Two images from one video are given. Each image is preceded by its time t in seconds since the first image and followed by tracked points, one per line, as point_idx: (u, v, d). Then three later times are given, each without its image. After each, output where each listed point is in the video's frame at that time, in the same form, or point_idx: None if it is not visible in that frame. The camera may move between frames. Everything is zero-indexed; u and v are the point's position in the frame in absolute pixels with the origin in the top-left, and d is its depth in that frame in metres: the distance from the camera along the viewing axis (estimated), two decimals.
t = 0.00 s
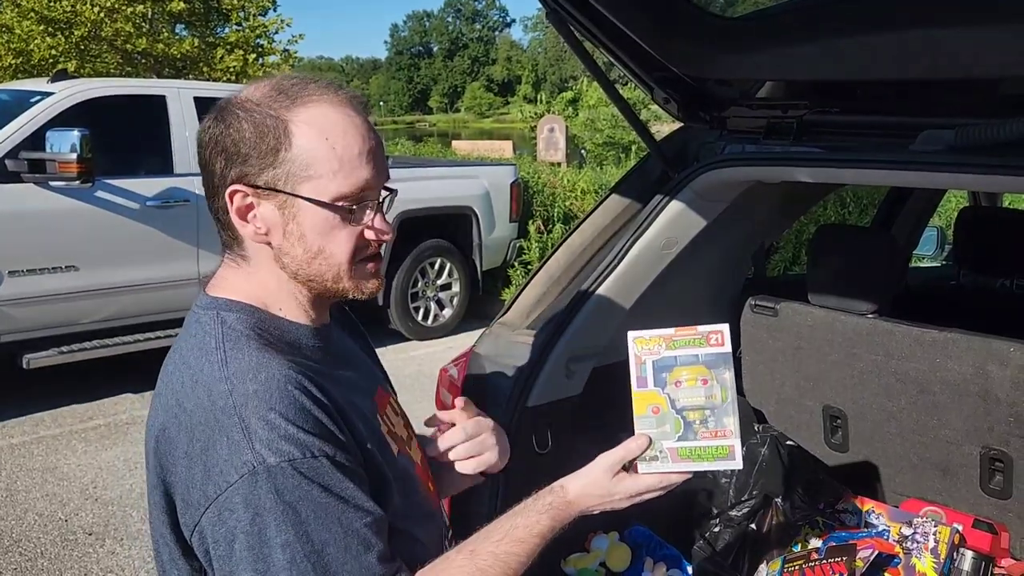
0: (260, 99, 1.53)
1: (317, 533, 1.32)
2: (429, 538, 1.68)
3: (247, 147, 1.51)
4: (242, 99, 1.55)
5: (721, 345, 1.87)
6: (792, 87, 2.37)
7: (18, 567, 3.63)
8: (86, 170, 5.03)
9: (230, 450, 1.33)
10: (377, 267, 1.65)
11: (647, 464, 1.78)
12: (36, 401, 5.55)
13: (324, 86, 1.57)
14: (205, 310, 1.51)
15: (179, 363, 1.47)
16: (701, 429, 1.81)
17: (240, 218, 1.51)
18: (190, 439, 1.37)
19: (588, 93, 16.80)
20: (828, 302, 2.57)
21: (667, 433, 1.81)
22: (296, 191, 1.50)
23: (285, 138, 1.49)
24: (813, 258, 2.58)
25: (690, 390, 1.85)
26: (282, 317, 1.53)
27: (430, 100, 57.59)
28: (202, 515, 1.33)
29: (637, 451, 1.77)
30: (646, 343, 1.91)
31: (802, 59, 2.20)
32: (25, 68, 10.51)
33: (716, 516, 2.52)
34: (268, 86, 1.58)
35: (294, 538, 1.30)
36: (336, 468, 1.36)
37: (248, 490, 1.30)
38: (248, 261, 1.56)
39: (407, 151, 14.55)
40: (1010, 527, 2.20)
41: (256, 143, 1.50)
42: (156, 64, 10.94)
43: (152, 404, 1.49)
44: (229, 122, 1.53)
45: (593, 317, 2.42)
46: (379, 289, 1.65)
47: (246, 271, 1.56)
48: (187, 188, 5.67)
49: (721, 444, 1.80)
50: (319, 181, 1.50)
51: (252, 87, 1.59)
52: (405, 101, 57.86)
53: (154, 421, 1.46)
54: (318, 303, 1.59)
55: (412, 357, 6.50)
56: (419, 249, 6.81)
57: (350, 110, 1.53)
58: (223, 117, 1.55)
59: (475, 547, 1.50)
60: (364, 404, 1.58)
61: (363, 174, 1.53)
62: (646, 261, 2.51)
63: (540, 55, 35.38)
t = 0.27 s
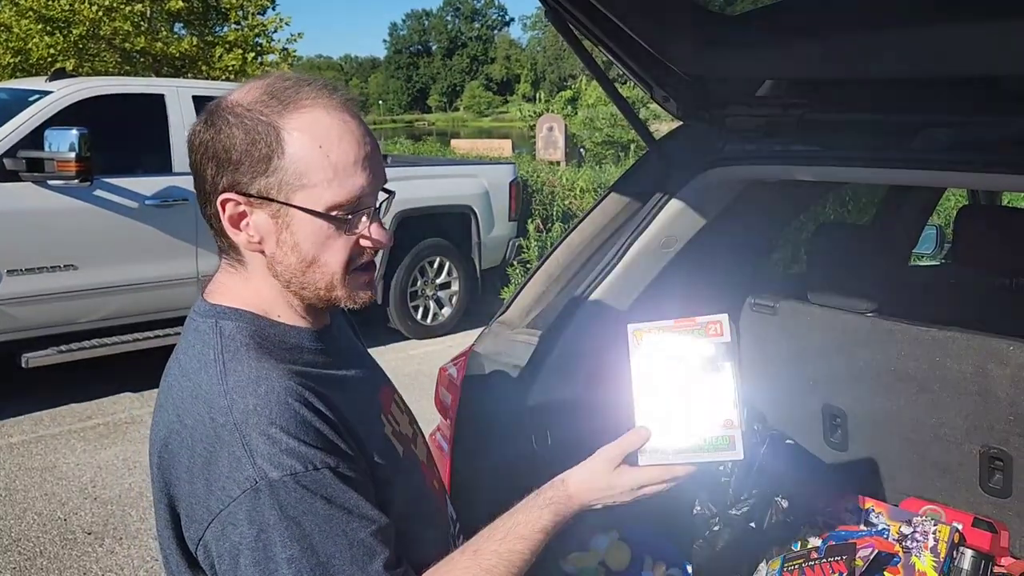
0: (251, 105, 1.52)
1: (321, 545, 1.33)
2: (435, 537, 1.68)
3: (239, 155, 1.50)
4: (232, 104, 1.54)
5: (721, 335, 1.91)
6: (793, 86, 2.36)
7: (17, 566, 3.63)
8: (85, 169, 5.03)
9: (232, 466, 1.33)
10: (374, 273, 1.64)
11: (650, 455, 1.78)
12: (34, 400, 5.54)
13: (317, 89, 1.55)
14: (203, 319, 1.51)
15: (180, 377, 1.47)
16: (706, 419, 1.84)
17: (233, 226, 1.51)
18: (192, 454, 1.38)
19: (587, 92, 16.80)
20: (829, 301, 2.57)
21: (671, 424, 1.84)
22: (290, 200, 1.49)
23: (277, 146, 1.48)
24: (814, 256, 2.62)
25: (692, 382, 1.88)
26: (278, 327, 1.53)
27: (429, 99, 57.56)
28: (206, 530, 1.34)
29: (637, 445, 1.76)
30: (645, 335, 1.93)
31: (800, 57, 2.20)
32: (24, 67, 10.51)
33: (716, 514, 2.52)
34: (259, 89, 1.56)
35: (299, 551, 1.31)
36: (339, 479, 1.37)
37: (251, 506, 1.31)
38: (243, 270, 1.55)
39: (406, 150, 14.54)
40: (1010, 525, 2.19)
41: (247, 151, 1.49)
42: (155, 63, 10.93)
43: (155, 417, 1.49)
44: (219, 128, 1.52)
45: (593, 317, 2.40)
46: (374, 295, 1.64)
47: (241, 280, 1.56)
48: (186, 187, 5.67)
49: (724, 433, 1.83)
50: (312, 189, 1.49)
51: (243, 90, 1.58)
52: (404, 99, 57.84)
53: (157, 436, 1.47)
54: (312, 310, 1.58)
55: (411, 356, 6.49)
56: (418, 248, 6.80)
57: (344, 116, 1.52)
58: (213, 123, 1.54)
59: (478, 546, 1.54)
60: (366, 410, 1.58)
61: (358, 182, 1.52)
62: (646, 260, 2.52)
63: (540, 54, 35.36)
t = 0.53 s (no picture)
0: (267, 103, 1.52)
1: (334, 543, 1.33)
2: (440, 536, 1.67)
3: (254, 152, 1.50)
4: (248, 102, 1.54)
5: (720, 329, 1.93)
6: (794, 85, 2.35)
7: (16, 566, 3.62)
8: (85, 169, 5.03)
9: (247, 463, 1.33)
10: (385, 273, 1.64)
11: (651, 450, 1.79)
12: (34, 400, 5.54)
13: (332, 88, 1.56)
14: (214, 317, 1.50)
15: (190, 373, 1.46)
16: (704, 413, 1.83)
17: (247, 223, 1.51)
18: (205, 451, 1.37)
19: (587, 92, 16.80)
20: (829, 300, 2.57)
21: (671, 418, 1.83)
22: (304, 198, 1.49)
23: (293, 144, 1.48)
24: (813, 256, 2.59)
25: (692, 376, 1.89)
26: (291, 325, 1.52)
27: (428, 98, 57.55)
28: (219, 527, 1.33)
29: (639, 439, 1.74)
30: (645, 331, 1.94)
31: (800, 57, 2.20)
32: (23, 66, 10.50)
33: (716, 514, 2.55)
34: (274, 88, 1.56)
35: (313, 549, 1.31)
36: (353, 477, 1.38)
37: (267, 504, 1.30)
38: (255, 268, 1.55)
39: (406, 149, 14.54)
40: (1010, 524, 2.19)
41: (263, 148, 1.49)
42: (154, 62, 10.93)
43: (164, 413, 1.48)
44: (235, 125, 1.52)
45: (591, 318, 2.41)
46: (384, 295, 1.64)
47: (252, 278, 1.55)
48: (185, 187, 5.66)
49: (723, 427, 1.83)
50: (327, 187, 1.49)
51: (257, 89, 1.58)
52: (404, 99, 57.82)
53: (167, 431, 1.46)
54: (324, 309, 1.58)
55: (411, 356, 6.49)
56: (418, 247, 6.80)
57: (359, 115, 1.52)
58: (228, 121, 1.54)
59: (483, 545, 1.53)
60: (376, 409, 1.58)
61: (373, 181, 1.53)
62: (646, 260, 2.52)
63: (539, 53, 35.34)
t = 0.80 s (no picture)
0: (272, 97, 1.52)
1: (338, 540, 1.33)
2: (443, 535, 1.67)
3: (260, 146, 1.50)
4: (253, 97, 1.54)
5: (718, 329, 1.91)
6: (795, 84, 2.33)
7: (18, 566, 3.63)
8: (86, 169, 5.03)
9: (252, 459, 1.32)
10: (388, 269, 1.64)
11: (647, 448, 1.78)
12: (36, 400, 5.55)
13: (336, 83, 1.56)
14: (219, 316, 1.51)
15: (195, 370, 1.46)
16: (701, 412, 1.82)
17: (252, 217, 1.51)
18: (210, 447, 1.36)
19: (588, 92, 16.80)
20: (830, 300, 2.58)
21: (667, 416, 1.82)
22: (309, 191, 1.49)
23: (298, 137, 1.48)
24: (815, 257, 2.59)
25: (689, 375, 1.87)
26: (295, 321, 1.52)
27: (429, 99, 57.56)
28: (224, 524, 1.33)
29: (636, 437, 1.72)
30: (644, 329, 1.93)
31: (803, 57, 2.20)
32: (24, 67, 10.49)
33: (717, 514, 2.55)
34: (279, 84, 1.56)
35: (317, 546, 1.31)
36: (356, 475, 1.38)
37: (271, 500, 1.30)
38: (260, 263, 1.55)
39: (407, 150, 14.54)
40: (1013, 524, 2.20)
41: (268, 142, 1.49)
42: (155, 63, 10.93)
43: (168, 411, 1.47)
44: (240, 120, 1.52)
45: (593, 319, 2.40)
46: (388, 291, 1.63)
47: (257, 273, 1.55)
48: (187, 187, 5.66)
49: (719, 426, 1.82)
50: (332, 181, 1.49)
51: (262, 85, 1.58)
52: (405, 99, 57.84)
53: (170, 428, 1.45)
54: (327, 304, 1.57)
55: (412, 356, 6.49)
56: (420, 248, 6.80)
57: (364, 109, 1.53)
58: (234, 115, 1.54)
59: (483, 542, 1.51)
60: (379, 408, 1.58)
61: (376, 175, 1.53)
62: (647, 260, 2.50)
63: (540, 54, 35.35)
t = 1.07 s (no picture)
0: (270, 95, 1.53)
1: (327, 536, 1.32)
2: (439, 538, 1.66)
3: (257, 144, 1.50)
4: (250, 95, 1.54)
5: (709, 324, 1.89)
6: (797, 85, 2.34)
7: (22, 567, 3.63)
8: (90, 170, 5.04)
9: (242, 454, 1.32)
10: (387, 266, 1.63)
11: (635, 443, 1.74)
12: (39, 401, 5.56)
13: (334, 82, 1.56)
14: (218, 313, 1.52)
15: (192, 367, 1.47)
16: (689, 407, 1.80)
17: (249, 214, 1.51)
18: (202, 442, 1.37)
19: (590, 92, 16.79)
20: (831, 300, 2.58)
21: (656, 411, 1.80)
22: (306, 188, 1.50)
23: (296, 135, 1.49)
24: (818, 257, 2.60)
25: (677, 369, 1.85)
26: (293, 318, 1.53)
27: (432, 100, 57.60)
28: (214, 519, 1.32)
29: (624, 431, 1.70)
30: (634, 322, 1.90)
31: (805, 57, 2.19)
32: (27, 69, 10.50)
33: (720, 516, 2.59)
34: (276, 82, 1.57)
35: (305, 542, 1.30)
36: (346, 471, 1.37)
37: (259, 494, 1.30)
38: (257, 260, 1.55)
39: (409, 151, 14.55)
40: (1015, 525, 2.20)
41: (265, 140, 1.50)
42: (158, 64, 10.94)
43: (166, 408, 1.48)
44: (237, 118, 1.52)
45: (595, 320, 2.41)
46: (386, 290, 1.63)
47: (255, 270, 1.55)
48: (190, 188, 5.67)
49: (708, 421, 1.80)
50: (328, 177, 1.50)
51: (260, 84, 1.58)
52: (408, 100, 57.86)
53: (166, 424, 1.46)
54: (323, 301, 1.57)
55: (414, 356, 6.50)
56: (422, 248, 6.81)
57: (361, 108, 1.53)
58: (231, 113, 1.54)
59: (470, 539, 1.49)
60: (374, 407, 1.58)
61: (373, 172, 1.53)
62: (650, 260, 2.50)
63: (543, 54, 35.36)
